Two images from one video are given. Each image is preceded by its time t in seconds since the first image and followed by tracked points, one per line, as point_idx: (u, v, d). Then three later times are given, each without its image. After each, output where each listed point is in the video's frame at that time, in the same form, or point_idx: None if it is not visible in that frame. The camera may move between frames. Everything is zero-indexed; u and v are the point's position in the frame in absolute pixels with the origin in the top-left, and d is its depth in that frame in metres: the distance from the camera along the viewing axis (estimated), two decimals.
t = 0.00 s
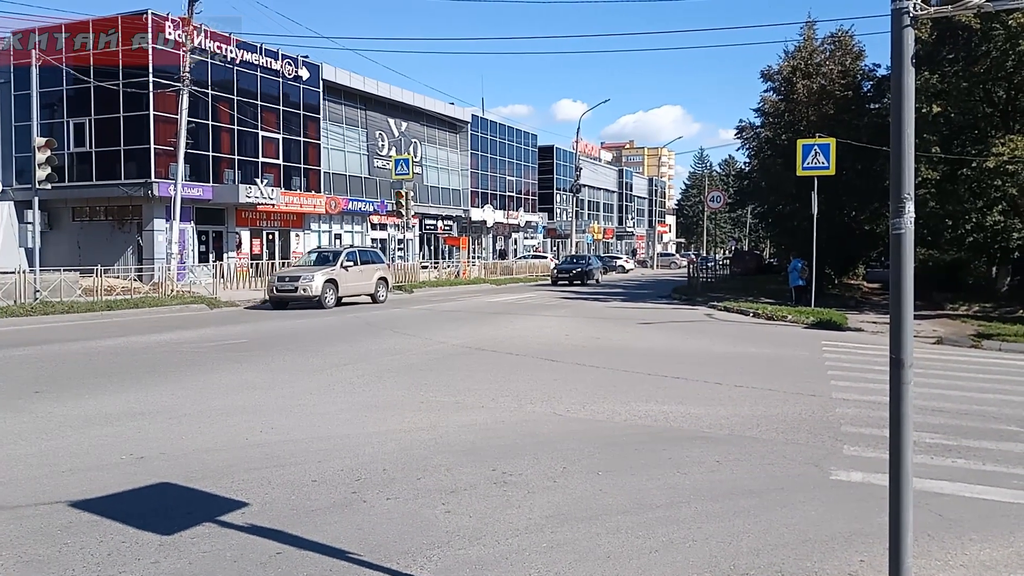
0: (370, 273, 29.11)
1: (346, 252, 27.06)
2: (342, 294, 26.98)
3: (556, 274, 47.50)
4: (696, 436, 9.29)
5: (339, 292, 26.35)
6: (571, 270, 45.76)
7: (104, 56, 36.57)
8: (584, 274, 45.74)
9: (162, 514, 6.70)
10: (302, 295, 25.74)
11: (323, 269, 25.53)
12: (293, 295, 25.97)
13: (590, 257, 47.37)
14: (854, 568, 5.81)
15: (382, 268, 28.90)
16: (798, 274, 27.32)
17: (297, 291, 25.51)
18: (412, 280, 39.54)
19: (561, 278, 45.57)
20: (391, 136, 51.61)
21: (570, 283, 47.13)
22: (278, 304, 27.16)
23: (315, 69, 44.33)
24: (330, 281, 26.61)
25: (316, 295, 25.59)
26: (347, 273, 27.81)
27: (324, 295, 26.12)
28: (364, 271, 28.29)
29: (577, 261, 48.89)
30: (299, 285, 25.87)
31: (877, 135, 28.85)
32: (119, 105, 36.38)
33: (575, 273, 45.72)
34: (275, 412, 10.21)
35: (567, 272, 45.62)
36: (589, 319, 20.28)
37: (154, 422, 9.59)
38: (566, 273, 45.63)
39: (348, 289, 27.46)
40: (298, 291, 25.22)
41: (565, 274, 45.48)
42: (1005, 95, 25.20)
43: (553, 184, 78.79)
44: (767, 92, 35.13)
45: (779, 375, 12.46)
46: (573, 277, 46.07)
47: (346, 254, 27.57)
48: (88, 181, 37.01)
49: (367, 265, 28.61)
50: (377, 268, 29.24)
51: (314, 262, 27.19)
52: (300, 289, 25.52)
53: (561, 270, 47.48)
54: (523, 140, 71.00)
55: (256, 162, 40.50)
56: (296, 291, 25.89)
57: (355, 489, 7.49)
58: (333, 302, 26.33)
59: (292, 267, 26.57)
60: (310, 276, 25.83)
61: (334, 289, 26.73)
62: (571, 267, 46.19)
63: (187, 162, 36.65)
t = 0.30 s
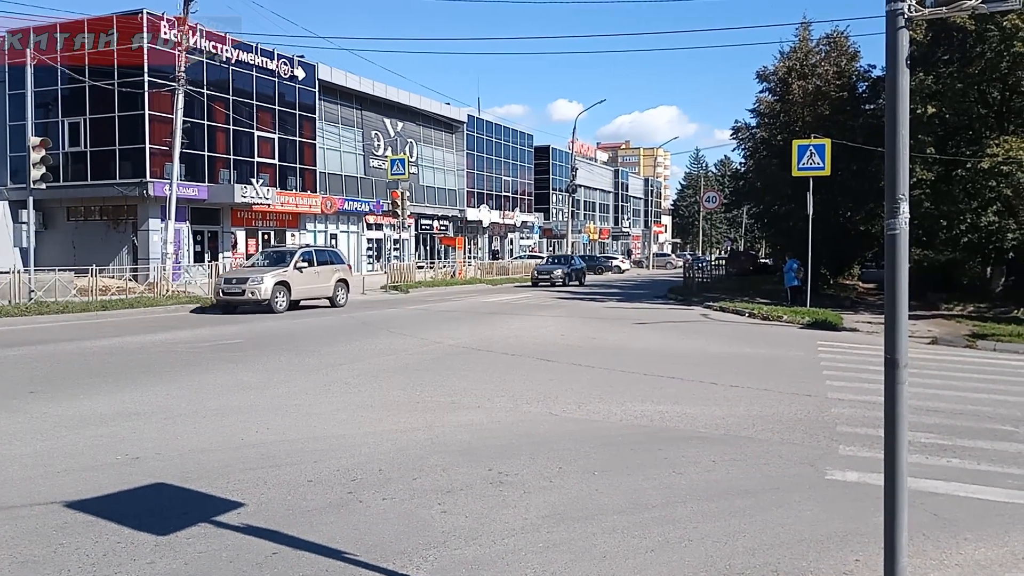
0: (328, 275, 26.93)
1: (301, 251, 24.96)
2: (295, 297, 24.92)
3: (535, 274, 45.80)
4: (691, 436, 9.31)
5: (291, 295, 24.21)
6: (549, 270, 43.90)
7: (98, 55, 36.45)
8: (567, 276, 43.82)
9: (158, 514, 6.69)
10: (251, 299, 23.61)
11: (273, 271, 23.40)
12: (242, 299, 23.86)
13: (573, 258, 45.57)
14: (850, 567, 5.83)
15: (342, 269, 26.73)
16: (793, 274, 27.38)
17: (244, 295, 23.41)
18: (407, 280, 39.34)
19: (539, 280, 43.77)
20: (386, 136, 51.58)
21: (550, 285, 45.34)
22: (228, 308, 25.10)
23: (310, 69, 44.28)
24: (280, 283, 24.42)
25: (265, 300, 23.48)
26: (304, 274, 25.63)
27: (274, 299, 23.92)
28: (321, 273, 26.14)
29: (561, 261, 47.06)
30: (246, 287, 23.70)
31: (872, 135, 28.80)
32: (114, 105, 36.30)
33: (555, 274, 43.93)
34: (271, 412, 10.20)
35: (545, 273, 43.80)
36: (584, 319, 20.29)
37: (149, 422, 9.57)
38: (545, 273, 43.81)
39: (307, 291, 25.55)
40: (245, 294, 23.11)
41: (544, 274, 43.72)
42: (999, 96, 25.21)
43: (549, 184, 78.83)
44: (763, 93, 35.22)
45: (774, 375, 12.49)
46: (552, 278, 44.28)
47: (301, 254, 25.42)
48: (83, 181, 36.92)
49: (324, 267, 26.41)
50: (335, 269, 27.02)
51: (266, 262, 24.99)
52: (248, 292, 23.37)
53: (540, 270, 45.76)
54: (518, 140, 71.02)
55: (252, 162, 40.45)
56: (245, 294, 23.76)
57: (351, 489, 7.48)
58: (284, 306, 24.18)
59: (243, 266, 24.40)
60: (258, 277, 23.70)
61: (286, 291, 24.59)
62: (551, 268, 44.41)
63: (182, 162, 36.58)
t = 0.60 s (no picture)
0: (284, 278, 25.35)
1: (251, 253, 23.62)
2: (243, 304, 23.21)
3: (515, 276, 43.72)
4: (687, 435, 9.33)
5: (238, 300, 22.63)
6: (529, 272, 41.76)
7: (91, 55, 36.33)
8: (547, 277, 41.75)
9: (153, 516, 6.68)
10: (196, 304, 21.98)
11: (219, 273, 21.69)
12: (185, 304, 22.20)
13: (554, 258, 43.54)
14: (846, 566, 5.84)
15: (299, 272, 25.12)
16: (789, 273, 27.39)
17: (187, 299, 21.80)
18: (403, 281, 39.23)
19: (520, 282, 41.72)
20: (381, 136, 51.53)
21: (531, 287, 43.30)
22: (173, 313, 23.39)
23: (305, 69, 44.22)
24: (228, 286, 22.79)
25: (210, 305, 21.84)
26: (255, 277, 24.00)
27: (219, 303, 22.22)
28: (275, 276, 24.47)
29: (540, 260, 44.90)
30: (190, 291, 21.99)
31: (867, 134, 28.83)
32: (108, 106, 36.20)
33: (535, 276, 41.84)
34: (267, 413, 10.19)
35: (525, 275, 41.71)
36: (580, 320, 20.29)
37: (145, 424, 9.54)
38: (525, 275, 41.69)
39: (260, 295, 23.95)
40: (187, 300, 21.55)
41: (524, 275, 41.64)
42: (992, 95, 25.33)
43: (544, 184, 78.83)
44: (757, 93, 35.29)
45: (768, 374, 12.51)
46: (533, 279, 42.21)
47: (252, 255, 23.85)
48: (77, 183, 36.83)
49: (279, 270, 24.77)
50: (290, 272, 25.41)
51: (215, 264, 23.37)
52: (191, 297, 21.74)
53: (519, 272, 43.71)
54: (514, 140, 71.01)
55: (246, 163, 40.39)
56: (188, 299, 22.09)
57: (347, 491, 7.47)
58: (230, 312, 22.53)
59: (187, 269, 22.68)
60: (203, 281, 22.03)
61: (235, 296, 22.92)
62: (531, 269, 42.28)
63: (176, 163, 36.50)
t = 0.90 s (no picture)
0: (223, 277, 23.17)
1: (183, 249, 21.60)
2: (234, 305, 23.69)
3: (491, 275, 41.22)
4: (683, 433, 9.34)
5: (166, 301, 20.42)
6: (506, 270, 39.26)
7: (85, 52, 36.19)
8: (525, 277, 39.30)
9: (148, 515, 6.66)
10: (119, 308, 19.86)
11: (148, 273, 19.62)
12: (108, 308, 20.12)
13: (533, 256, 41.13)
14: (841, 564, 5.85)
15: (241, 273, 22.97)
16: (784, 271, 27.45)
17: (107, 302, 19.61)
18: (398, 279, 39.26)
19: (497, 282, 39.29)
20: (377, 134, 51.47)
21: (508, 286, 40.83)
22: (95, 316, 21.19)
23: (300, 67, 44.13)
24: (156, 288, 20.72)
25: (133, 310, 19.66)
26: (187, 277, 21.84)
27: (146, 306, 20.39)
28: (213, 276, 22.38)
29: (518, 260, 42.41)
30: (111, 293, 19.87)
31: (862, 134, 28.92)
32: (102, 104, 36.07)
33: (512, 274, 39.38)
34: (263, 412, 10.17)
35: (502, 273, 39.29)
36: (575, 318, 20.27)
37: (139, 422, 9.53)
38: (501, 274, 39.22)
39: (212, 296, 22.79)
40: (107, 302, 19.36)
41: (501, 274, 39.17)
42: (987, 94, 25.19)
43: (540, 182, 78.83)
44: (752, 91, 35.31)
45: (764, 372, 12.52)
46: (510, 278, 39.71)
47: (184, 253, 21.65)
48: (72, 181, 36.70)
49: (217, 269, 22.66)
50: (231, 271, 23.34)
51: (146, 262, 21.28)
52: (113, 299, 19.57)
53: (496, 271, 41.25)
54: (509, 138, 70.98)
55: (241, 161, 40.30)
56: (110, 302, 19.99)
57: (343, 489, 7.46)
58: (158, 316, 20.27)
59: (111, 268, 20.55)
60: (127, 282, 19.92)
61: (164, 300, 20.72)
62: (508, 267, 39.79)
63: (171, 161, 36.40)
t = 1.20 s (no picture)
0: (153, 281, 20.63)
1: (107, 250, 19.41)
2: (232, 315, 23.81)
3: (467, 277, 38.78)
4: (680, 434, 9.34)
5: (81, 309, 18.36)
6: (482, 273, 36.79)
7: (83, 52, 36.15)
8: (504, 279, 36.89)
9: (146, 516, 6.65)
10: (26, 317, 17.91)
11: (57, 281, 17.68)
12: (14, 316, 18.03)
13: (512, 258, 38.71)
14: (838, 564, 5.86)
15: (176, 276, 20.62)
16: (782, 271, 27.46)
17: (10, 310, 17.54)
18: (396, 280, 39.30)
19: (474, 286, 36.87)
20: (375, 135, 51.45)
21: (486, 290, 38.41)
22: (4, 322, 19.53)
23: (298, 68, 44.08)
24: (69, 293, 18.41)
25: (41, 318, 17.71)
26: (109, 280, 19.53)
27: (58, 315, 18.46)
28: (142, 280, 20.13)
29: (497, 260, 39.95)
30: (15, 300, 17.75)
31: (860, 135, 28.78)
32: (100, 104, 36.04)
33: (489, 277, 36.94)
34: (261, 412, 10.16)
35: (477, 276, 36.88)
36: (573, 319, 20.27)
37: (137, 423, 9.51)
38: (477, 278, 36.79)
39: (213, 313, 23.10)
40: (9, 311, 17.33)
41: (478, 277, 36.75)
42: (984, 95, 25.27)
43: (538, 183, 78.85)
44: (750, 92, 35.29)
45: (762, 374, 12.52)
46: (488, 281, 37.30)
47: (106, 254, 19.44)
48: (69, 181, 36.69)
49: (147, 272, 20.34)
50: (164, 273, 20.78)
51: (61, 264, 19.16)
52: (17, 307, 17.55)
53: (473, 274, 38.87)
54: (508, 139, 70.98)
55: (239, 161, 40.28)
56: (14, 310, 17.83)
57: (341, 490, 7.46)
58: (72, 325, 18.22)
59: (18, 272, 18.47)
60: (34, 286, 17.82)
61: (80, 308, 18.55)
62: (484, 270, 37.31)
63: (169, 162, 36.38)
